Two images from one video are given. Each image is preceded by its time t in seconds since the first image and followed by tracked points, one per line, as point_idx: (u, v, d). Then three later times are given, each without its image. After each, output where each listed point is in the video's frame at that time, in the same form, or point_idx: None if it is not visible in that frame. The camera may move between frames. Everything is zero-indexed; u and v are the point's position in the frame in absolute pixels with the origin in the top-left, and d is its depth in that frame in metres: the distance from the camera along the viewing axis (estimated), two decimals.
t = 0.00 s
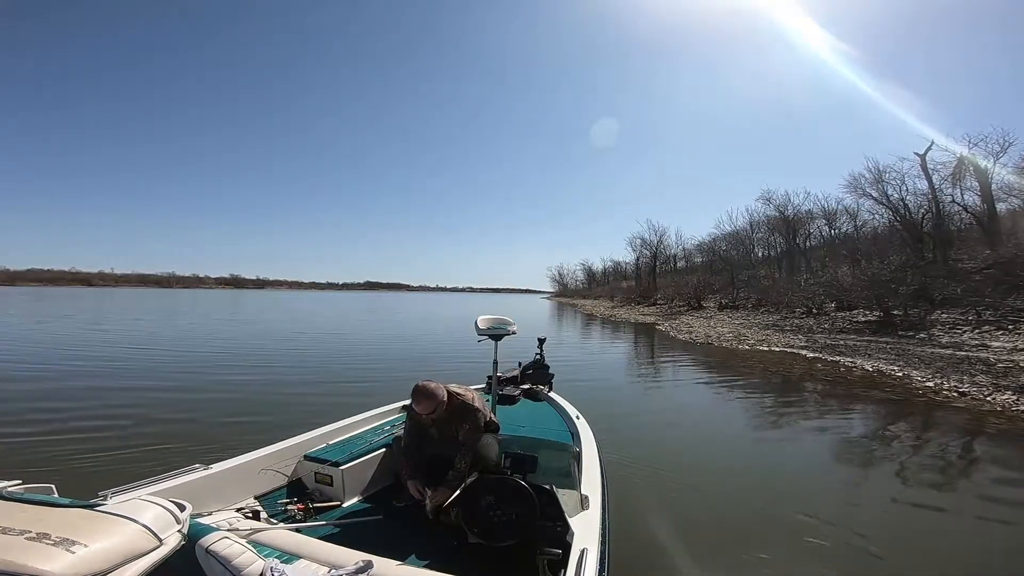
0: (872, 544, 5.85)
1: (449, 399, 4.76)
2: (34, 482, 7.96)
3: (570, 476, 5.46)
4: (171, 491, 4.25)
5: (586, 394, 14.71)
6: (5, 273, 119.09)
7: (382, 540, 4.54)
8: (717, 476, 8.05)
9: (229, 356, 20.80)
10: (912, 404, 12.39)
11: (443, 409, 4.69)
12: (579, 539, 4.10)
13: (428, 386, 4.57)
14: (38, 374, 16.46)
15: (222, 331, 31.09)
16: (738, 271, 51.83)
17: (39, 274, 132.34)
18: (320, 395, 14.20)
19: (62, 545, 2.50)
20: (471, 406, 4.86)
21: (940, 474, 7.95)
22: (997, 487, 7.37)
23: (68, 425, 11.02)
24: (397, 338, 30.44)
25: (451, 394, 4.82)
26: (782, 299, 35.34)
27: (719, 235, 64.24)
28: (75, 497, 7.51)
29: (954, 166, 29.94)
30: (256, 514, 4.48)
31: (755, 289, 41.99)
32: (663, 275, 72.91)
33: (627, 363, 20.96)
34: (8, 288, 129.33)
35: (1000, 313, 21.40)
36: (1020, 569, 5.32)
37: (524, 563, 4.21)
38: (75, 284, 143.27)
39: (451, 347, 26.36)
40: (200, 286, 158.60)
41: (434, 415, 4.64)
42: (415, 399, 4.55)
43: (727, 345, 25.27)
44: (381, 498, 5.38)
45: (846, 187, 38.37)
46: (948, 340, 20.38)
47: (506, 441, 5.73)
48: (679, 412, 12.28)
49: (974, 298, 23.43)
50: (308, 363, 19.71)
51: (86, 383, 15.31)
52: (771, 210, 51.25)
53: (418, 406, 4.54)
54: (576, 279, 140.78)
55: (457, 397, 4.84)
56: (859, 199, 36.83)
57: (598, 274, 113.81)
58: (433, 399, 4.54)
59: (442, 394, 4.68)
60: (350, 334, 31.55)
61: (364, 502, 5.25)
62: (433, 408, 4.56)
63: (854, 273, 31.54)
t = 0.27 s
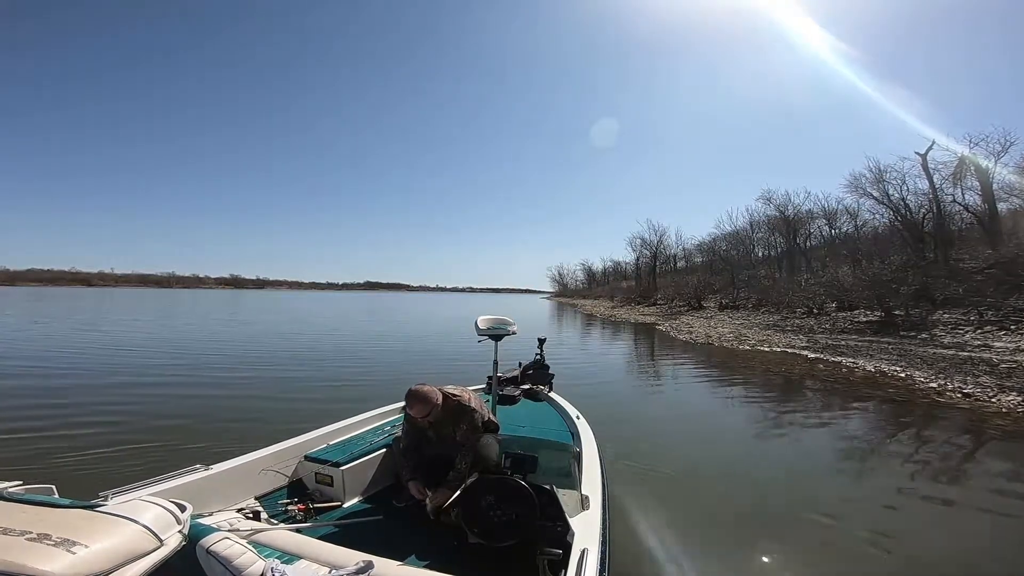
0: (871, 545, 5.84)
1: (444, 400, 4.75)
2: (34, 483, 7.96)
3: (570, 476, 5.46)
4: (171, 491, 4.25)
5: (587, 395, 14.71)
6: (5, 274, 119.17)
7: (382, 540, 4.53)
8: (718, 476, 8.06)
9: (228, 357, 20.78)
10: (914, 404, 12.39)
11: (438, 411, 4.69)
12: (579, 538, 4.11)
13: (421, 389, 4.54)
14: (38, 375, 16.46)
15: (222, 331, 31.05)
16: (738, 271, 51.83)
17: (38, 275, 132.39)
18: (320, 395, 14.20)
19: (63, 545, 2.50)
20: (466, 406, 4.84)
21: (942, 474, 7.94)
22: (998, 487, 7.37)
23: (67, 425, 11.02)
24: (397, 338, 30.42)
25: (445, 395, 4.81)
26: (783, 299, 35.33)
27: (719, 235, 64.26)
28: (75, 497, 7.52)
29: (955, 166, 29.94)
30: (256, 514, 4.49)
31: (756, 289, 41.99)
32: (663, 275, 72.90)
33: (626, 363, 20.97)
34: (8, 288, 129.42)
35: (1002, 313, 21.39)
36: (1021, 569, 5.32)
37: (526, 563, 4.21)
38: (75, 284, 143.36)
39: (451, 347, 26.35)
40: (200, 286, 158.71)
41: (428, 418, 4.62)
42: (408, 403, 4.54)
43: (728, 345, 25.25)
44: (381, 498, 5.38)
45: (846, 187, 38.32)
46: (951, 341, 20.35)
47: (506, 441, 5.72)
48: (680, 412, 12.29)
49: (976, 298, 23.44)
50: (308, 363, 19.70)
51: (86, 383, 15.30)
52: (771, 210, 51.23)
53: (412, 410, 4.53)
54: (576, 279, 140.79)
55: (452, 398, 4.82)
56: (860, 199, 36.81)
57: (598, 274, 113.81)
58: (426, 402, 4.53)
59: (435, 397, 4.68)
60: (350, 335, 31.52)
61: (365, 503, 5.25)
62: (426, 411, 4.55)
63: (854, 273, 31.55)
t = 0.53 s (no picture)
0: (872, 545, 5.83)
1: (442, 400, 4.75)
2: (35, 483, 7.96)
3: (571, 477, 5.46)
4: (172, 491, 4.25)
5: (587, 395, 14.70)
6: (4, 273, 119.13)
7: (382, 541, 4.54)
8: (719, 476, 8.05)
9: (229, 357, 20.78)
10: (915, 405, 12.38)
11: (436, 412, 4.68)
12: (579, 538, 4.10)
13: (419, 390, 4.54)
14: (38, 375, 16.45)
15: (222, 331, 31.02)
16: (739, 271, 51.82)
17: (38, 275, 132.44)
18: (321, 395, 14.19)
19: (63, 546, 2.50)
20: (465, 408, 4.82)
21: (943, 475, 7.93)
22: (999, 488, 7.37)
23: (68, 425, 11.02)
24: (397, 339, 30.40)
25: (443, 395, 4.81)
26: (784, 299, 35.31)
27: (719, 235, 64.26)
28: (76, 497, 7.53)
29: (956, 166, 29.93)
30: (257, 515, 4.49)
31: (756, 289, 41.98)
32: (663, 275, 72.88)
33: (627, 364, 20.96)
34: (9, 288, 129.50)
35: (1005, 313, 21.39)
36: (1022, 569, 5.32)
37: (526, 564, 4.21)
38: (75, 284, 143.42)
39: (451, 348, 26.34)
40: (199, 286, 158.70)
41: (426, 418, 4.62)
42: (407, 404, 4.54)
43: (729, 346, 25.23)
44: (381, 499, 5.38)
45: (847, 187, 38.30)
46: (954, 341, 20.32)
47: (506, 442, 5.73)
48: (680, 413, 12.28)
49: (978, 299, 23.44)
50: (308, 363, 19.68)
51: (86, 384, 15.30)
52: (772, 210, 51.17)
53: (411, 411, 4.53)
54: (576, 279, 140.79)
55: (450, 397, 4.83)
56: (861, 199, 36.78)
57: (598, 274, 113.80)
58: (424, 403, 4.52)
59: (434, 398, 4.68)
60: (350, 335, 31.50)
61: (365, 503, 5.26)
62: (425, 412, 4.55)
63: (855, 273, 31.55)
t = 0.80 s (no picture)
0: (873, 546, 5.82)
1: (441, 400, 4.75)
2: (34, 483, 7.96)
3: (570, 477, 5.46)
4: (172, 492, 4.26)
5: (588, 395, 14.70)
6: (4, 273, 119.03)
7: (382, 541, 4.53)
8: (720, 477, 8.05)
9: (229, 357, 20.76)
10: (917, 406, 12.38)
11: (435, 412, 4.67)
12: (579, 538, 4.10)
13: (418, 391, 4.53)
14: (37, 375, 16.42)
15: (221, 331, 30.98)
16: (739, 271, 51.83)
17: (37, 275, 132.30)
18: (321, 396, 14.18)
19: (63, 546, 2.50)
20: (465, 408, 4.83)
21: (945, 476, 7.93)
22: (1001, 489, 7.36)
23: (67, 425, 11.01)
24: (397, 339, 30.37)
25: (441, 395, 4.80)
26: (784, 299, 35.32)
27: (719, 235, 64.24)
28: (77, 498, 7.53)
29: (957, 166, 29.92)
30: (257, 515, 4.49)
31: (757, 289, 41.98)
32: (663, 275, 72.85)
33: (628, 364, 20.95)
34: (9, 288, 129.58)
35: (1007, 314, 21.39)
36: None
37: (526, 564, 4.20)
38: (75, 285, 143.30)
39: (451, 348, 26.33)
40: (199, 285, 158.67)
41: (426, 419, 4.61)
42: (406, 406, 4.52)
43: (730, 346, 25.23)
44: (381, 499, 5.38)
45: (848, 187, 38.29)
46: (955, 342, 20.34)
47: (506, 442, 5.73)
48: (680, 413, 12.29)
49: (979, 299, 23.44)
50: (308, 363, 19.67)
51: (86, 384, 15.28)
52: (772, 210, 51.15)
53: (411, 412, 4.52)
54: (576, 279, 140.79)
55: (449, 397, 4.83)
56: (861, 199, 36.76)
57: (598, 274, 113.76)
58: (424, 403, 4.51)
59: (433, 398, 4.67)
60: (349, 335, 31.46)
61: (365, 503, 5.26)
62: (425, 412, 4.53)
63: (856, 273, 31.56)
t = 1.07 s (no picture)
0: (873, 547, 5.81)
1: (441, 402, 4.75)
2: (34, 483, 7.95)
3: (570, 477, 5.46)
4: (172, 491, 4.26)
5: (588, 395, 14.71)
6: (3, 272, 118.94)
7: (382, 541, 4.53)
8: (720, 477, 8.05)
9: (228, 356, 20.74)
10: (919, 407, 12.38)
11: (435, 414, 4.68)
12: (579, 539, 4.10)
13: (418, 393, 4.53)
14: (37, 375, 16.40)
15: (221, 331, 30.94)
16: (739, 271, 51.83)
17: (37, 274, 132.23)
18: (321, 395, 14.18)
19: (63, 546, 2.50)
20: (465, 408, 4.83)
21: (946, 477, 7.92)
22: (1002, 490, 7.36)
23: (67, 425, 11.00)
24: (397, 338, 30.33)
25: (441, 397, 4.81)
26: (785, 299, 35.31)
27: (719, 235, 64.12)
28: (76, 497, 7.52)
29: (958, 166, 29.89)
30: (257, 514, 4.49)
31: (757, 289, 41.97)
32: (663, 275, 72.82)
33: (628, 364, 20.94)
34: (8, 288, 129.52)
35: (1009, 315, 21.38)
36: None
37: (526, 565, 4.19)
38: (74, 284, 143.18)
39: (451, 348, 26.32)
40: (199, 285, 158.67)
41: (426, 421, 4.61)
42: (406, 407, 4.52)
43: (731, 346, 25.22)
44: (381, 499, 5.38)
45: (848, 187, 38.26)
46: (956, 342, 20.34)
47: (506, 442, 5.73)
48: (681, 413, 12.29)
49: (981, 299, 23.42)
50: (308, 363, 19.66)
51: (85, 383, 15.26)
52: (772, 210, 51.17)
53: (411, 414, 4.52)
54: (576, 279, 140.77)
55: (448, 399, 4.84)
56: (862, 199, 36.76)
57: (598, 274, 113.74)
58: (424, 405, 4.52)
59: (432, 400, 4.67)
60: (349, 335, 31.44)
61: (365, 503, 5.26)
62: (424, 414, 4.53)
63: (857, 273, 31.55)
